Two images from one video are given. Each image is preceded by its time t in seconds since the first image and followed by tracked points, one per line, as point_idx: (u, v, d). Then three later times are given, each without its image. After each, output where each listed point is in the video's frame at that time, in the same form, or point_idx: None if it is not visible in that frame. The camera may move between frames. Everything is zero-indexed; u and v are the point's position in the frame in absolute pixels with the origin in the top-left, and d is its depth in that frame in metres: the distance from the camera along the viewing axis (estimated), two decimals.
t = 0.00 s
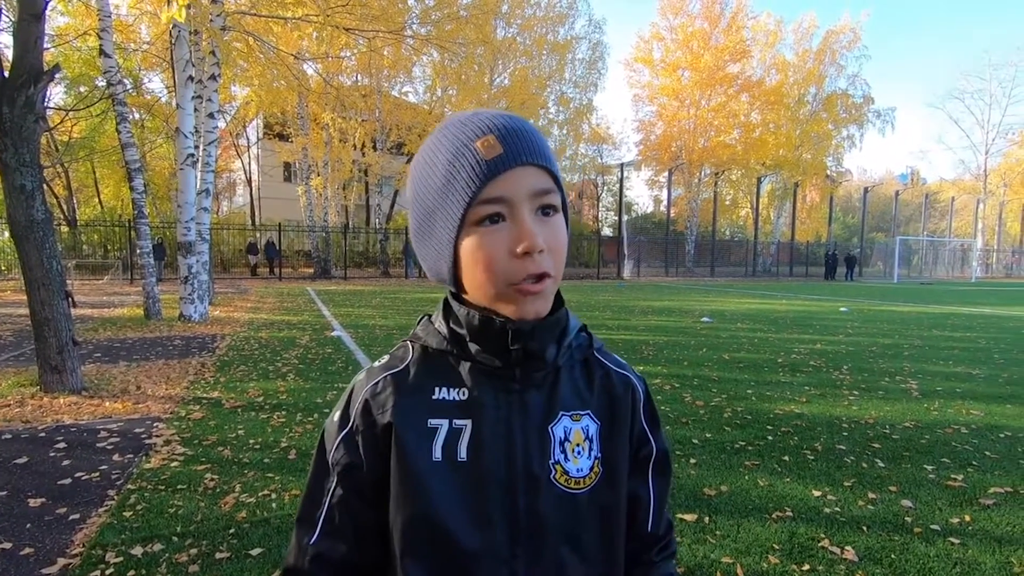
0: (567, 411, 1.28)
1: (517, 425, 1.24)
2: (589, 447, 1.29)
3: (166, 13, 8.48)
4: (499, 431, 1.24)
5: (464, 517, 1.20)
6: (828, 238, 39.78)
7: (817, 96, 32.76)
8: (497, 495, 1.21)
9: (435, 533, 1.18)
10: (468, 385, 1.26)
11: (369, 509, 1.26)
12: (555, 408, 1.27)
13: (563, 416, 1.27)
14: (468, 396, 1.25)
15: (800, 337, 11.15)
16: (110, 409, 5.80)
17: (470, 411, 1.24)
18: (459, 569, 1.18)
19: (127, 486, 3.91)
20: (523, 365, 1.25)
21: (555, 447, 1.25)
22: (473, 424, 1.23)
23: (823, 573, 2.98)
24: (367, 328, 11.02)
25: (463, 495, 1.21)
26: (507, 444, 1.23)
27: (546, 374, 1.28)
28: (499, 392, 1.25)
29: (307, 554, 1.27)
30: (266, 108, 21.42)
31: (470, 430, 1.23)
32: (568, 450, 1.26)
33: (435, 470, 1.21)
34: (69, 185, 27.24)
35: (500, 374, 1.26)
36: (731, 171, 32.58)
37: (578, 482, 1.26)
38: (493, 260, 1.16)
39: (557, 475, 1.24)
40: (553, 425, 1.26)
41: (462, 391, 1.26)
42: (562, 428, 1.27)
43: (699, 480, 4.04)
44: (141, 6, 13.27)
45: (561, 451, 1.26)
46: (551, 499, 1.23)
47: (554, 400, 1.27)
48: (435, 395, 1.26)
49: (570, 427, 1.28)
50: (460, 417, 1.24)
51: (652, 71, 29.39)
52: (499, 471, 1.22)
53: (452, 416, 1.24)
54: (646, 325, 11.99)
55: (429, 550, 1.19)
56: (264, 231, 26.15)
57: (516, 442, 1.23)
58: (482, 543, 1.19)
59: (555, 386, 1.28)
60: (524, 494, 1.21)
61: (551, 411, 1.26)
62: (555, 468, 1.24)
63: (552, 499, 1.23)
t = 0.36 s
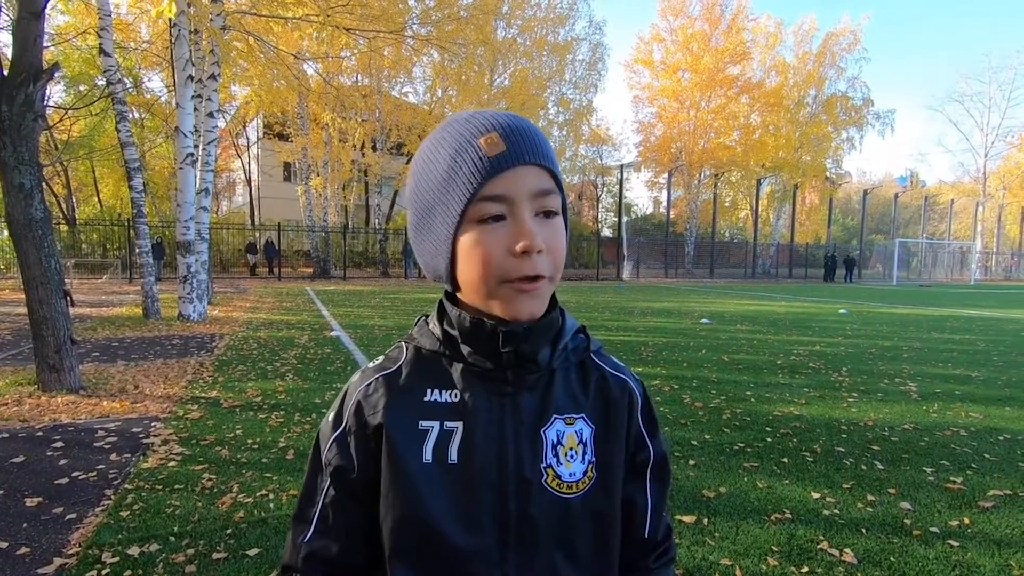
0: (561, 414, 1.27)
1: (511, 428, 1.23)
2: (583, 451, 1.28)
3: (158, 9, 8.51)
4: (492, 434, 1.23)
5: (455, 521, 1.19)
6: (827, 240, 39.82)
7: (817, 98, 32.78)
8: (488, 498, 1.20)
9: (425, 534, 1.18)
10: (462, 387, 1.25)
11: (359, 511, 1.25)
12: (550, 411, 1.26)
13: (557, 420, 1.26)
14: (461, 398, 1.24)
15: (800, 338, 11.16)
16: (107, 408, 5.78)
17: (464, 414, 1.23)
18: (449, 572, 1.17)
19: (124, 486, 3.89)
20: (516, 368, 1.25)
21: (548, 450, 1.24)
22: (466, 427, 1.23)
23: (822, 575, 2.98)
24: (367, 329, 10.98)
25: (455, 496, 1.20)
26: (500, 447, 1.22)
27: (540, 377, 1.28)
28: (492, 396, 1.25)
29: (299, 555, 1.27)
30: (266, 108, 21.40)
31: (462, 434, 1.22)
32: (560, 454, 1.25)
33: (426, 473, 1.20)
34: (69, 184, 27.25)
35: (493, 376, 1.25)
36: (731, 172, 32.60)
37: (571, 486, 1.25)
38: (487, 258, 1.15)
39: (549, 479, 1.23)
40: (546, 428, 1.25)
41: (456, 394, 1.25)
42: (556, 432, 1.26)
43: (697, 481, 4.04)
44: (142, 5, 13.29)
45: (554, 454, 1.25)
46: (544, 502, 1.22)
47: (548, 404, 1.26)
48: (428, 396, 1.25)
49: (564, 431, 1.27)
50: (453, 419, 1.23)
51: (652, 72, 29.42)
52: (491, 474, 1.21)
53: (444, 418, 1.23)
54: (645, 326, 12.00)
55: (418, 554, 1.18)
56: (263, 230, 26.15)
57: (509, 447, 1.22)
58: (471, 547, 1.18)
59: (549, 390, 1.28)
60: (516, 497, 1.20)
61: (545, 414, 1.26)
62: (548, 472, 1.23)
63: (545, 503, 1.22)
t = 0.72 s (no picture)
0: (563, 414, 1.26)
1: (511, 427, 1.22)
2: (585, 452, 1.27)
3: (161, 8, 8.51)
4: (492, 433, 1.22)
5: (455, 523, 1.17)
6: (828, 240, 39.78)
7: (819, 98, 32.73)
8: (488, 497, 1.19)
9: (423, 534, 1.17)
10: (463, 385, 1.24)
11: (357, 509, 1.24)
12: (551, 409, 1.25)
13: (559, 419, 1.25)
14: (462, 396, 1.23)
15: (801, 339, 11.13)
16: (107, 407, 5.77)
17: (464, 412, 1.22)
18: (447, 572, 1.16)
19: (124, 484, 3.88)
20: (518, 366, 1.24)
21: (550, 450, 1.23)
22: (467, 425, 1.21)
23: None
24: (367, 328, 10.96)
25: (455, 496, 1.19)
26: (501, 446, 1.21)
27: (542, 376, 1.27)
28: (493, 393, 1.24)
29: (295, 552, 1.25)
30: (267, 107, 21.38)
31: (462, 432, 1.21)
32: (563, 454, 1.24)
33: (426, 473, 1.19)
34: (70, 182, 27.26)
35: (495, 375, 1.24)
36: (732, 172, 32.58)
37: (572, 487, 1.24)
38: (488, 247, 1.13)
39: (551, 480, 1.22)
40: (548, 428, 1.24)
41: (457, 391, 1.24)
42: (558, 431, 1.24)
43: (699, 482, 4.02)
44: (143, 4, 13.30)
45: (557, 454, 1.23)
46: (545, 503, 1.21)
47: (550, 403, 1.25)
48: (428, 394, 1.24)
49: (566, 430, 1.25)
50: (453, 418, 1.22)
51: (653, 72, 29.40)
52: (491, 473, 1.20)
53: (444, 416, 1.22)
54: (645, 326, 11.98)
55: (418, 558, 1.17)
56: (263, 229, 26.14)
57: (511, 446, 1.21)
58: (471, 548, 1.16)
59: (552, 388, 1.26)
60: (516, 496, 1.19)
61: (548, 413, 1.24)
62: (549, 472, 1.22)
63: (546, 504, 1.21)
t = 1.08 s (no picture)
0: (570, 416, 1.24)
1: (519, 428, 1.20)
2: (593, 455, 1.25)
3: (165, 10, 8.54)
4: (499, 433, 1.20)
5: (460, 529, 1.15)
6: (832, 240, 39.67)
7: (823, 98, 32.64)
8: (494, 501, 1.17)
9: (427, 539, 1.15)
10: (468, 385, 1.22)
11: (359, 513, 1.22)
12: (559, 411, 1.23)
13: (566, 422, 1.23)
14: (466, 398, 1.22)
15: (805, 339, 11.10)
16: (110, 406, 5.77)
17: (469, 414, 1.20)
18: None
19: (126, 484, 3.88)
20: (525, 367, 1.22)
21: (558, 454, 1.21)
22: (471, 427, 1.20)
23: None
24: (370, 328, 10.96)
25: (460, 499, 1.17)
26: (507, 448, 1.19)
27: (549, 376, 1.25)
28: (498, 394, 1.22)
29: (293, 556, 1.23)
30: (271, 107, 21.41)
31: (468, 434, 1.20)
32: (571, 458, 1.22)
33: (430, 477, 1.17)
34: (74, 182, 27.37)
35: (501, 375, 1.22)
36: (736, 172, 32.51)
37: (580, 492, 1.22)
38: (491, 240, 1.11)
39: (559, 484, 1.20)
40: (556, 431, 1.22)
41: (461, 393, 1.22)
42: (565, 434, 1.23)
43: (702, 483, 4.00)
44: (148, 5, 13.35)
45: (564, 458, 1.21)
46: (551, 508, 1.19)
47: (557, 404, 1.23)
48: (431, 396, 1.22)
49: (574, 433, 1.23)
50: (458, 419, 1.21)
51: (656, 72, 29.35)
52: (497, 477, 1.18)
53: (448, 418, 1.21)
54: (648, 326, 11.96)
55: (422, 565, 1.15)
56: (267, 229, 26.19)
57: (518, 450, 1.19)
58: (476, 554, 1.14)
59: (558, 390, 1.25)
60: (522, 499, 1.17)
61: (554, 415, 1.22)
62: (557, 476, 1.20)
63: (554, 510, 1.19)
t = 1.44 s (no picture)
0: (587, 409, 1.23)
1: (535, 426, 1.19)
2: (609, 447, 1.24)
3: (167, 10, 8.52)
4: (515, 431, 1.18)
5: (481, 529, 1.13)
6: (836, 241, 39.58)
7: (826, 98, 32.56)
8: (515, 499, 1.15)
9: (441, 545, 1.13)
10: (481, 385, 1.20)
11: (367, 525, 1.21)
12: (574, 406, 1.22)
13: (583, 417, 1.22)
14: (480, 398, 1.20)
15: (809, 340, 11.08)
16: (112, 405, 5.77)
17: (484, 414, 1.18)
18: None
19: (128, 484, 3.87)
20: (539, 364, 1.21)
21: (576, 449, 1.20)
22: (487, 427, 1.18)
23: None
24: (372, 327, 10.96)
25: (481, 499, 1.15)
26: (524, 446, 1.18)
27: (561, 371, 1.24)
28: (512, 392, 1.20)
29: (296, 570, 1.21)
30: (273, 107, 21.41)
31: (484, 434, 1.17)
32: (589, 452, 1.21)
33: (446, 483, 1.13)
34: (78, 181, 27.42)
35: (515, 373, 1.21)
36: (739, 172, 32.47)
37: (599, 485, 1.21)
38: (503, 242, 1.10)
39: (579, 479, 1.19)
40: (573, 425, 1.21)
41: (475, 393, 1.20)
42: (583, 428, 1.22)
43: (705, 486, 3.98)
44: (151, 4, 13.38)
45: (582, 452, 1.20)
46: (574, 505, 1.18)
47: (572, 399, 1.22)
48: (442, 398, 1.20)
49: (591, 427, 1.22)
50: (472, 421, 1.18)
51: (659, 72, 29.27)
52: (517, 479, 1.16)
53: (463, 420, 1.18)
54: (651, 327, 11.94)
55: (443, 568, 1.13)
56: (269, 229, 26.20)
57: (537, 444, 1.17)
58: (497, 553, 1.13)
59: (572, 384, 1.24)
60: (544, 496, 1.16)
61: (570, 410, 1.21)
62: (577, 472, 1.19)
63: (575, 504, 1.18)
